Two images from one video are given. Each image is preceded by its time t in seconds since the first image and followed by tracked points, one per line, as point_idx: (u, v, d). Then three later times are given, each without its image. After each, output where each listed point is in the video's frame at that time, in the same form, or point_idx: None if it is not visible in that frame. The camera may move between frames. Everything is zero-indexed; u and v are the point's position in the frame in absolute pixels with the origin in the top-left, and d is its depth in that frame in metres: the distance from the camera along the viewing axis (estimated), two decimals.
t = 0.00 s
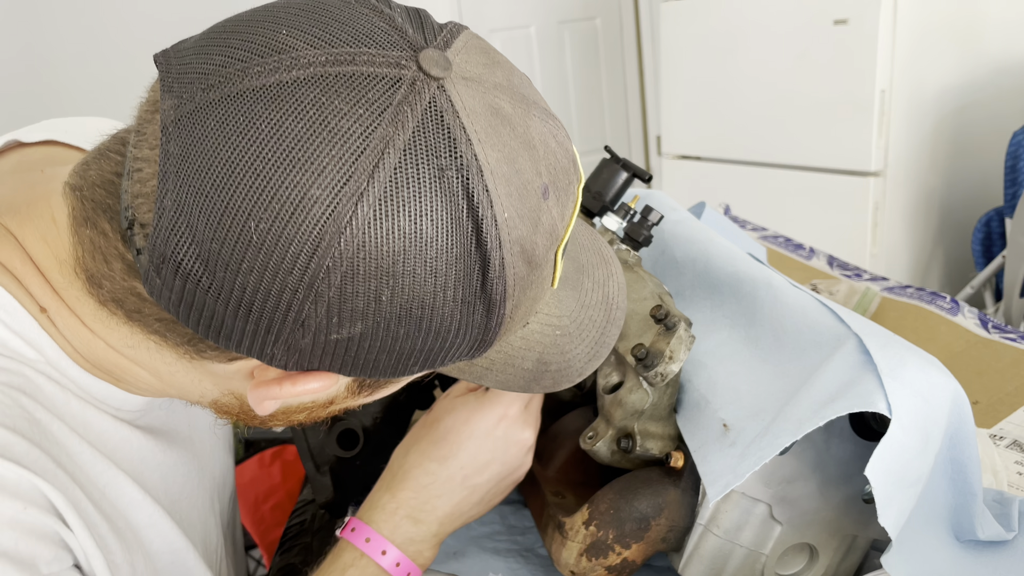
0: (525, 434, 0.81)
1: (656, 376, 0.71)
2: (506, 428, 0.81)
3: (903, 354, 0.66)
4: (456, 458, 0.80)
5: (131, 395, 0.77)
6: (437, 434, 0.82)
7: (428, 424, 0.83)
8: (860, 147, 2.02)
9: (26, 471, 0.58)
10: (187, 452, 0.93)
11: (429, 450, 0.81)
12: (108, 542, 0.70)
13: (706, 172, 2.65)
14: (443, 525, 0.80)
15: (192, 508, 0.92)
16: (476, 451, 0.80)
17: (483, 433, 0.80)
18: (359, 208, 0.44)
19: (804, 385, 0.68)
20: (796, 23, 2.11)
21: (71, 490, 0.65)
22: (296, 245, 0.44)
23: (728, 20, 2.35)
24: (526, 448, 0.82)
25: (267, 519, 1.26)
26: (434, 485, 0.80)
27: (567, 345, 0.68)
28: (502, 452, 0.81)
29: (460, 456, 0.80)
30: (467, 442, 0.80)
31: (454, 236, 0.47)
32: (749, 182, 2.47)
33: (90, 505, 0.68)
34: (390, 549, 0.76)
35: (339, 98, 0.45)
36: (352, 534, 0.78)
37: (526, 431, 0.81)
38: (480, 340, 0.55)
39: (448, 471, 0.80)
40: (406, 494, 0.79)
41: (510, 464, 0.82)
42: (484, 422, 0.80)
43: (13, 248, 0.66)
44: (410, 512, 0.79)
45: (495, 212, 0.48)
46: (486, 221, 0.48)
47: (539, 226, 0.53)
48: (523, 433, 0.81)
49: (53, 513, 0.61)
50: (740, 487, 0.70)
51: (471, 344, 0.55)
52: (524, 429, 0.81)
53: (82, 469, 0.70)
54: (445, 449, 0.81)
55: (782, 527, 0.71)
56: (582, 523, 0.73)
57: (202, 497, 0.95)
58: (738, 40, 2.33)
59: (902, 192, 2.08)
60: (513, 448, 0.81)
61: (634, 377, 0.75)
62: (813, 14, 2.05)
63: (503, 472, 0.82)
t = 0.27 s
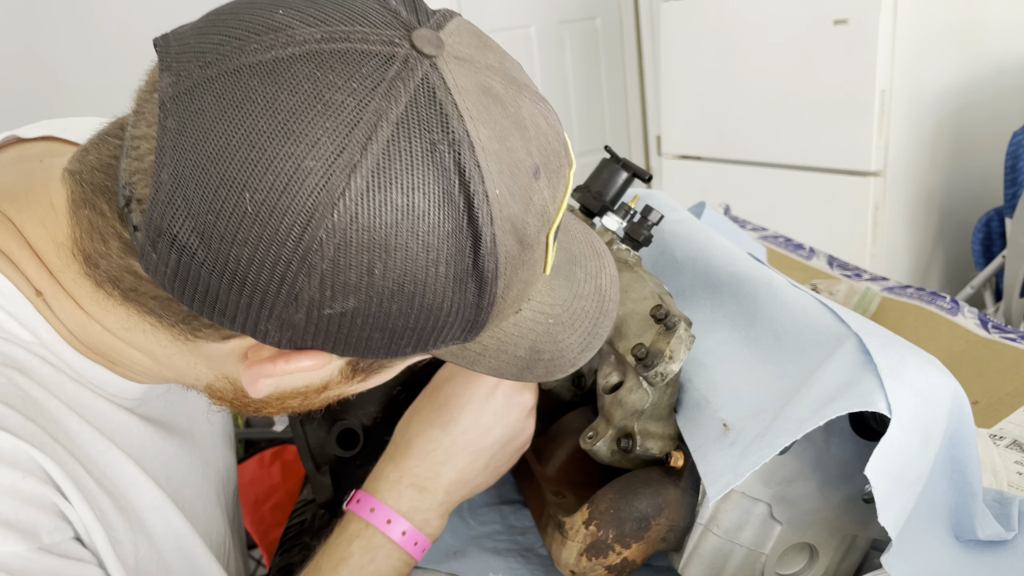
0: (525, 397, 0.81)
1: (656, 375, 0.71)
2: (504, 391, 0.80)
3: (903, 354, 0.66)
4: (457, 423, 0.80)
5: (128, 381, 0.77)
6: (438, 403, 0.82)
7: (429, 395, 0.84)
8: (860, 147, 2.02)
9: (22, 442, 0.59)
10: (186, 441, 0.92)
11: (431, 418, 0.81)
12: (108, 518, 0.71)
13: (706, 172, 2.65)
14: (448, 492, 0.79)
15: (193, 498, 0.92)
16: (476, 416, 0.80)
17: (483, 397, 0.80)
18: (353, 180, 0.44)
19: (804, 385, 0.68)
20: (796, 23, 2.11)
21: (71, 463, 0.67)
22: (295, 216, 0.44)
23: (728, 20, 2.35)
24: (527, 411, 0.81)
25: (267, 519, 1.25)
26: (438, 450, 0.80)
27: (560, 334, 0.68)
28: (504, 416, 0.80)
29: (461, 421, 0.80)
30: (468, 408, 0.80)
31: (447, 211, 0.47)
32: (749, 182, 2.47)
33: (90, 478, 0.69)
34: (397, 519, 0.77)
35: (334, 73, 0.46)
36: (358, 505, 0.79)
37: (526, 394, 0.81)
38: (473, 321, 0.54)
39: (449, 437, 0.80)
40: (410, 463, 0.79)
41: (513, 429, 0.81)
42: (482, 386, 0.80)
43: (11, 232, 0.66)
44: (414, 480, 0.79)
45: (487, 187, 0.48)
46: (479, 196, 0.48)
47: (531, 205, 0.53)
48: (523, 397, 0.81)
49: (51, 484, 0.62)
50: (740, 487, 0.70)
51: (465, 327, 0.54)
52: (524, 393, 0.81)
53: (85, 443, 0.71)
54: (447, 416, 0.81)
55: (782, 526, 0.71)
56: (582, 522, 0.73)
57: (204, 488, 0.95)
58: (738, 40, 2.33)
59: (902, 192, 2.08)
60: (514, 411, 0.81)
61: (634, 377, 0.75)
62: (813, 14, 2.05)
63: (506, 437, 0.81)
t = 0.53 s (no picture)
0: (533, 378, 0.79)
1: (654, 375, 0.71)
2: (513, 371, 0.78)
3: (902, 354, 0.66)
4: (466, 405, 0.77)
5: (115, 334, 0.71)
6: (446, 385, 0.78)
7: (435, 378, 0.80)
8: (860, 147, 2.03)
9: None
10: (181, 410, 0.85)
11: (439, 399, 0.78)
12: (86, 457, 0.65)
13: (705, 173, 2.65)
14: (458, 474, 0.76)
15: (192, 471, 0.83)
16: (486, 397, 0.77)
17: (493, 377, 0.77)
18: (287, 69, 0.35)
19: (802, 384, 0.69)
20: (796, 22, 2.11)
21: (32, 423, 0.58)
22: (176, 54, 0.33)
23: (727, 21, 2.35)
24: (533, 393, 0.79)
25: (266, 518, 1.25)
26: (449, 433, 0.76)
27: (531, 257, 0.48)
28: (513, 398, 0.78)
29: (470, 404, 0.77)
30: (478, 388, 0.77)
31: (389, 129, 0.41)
32: (747, 182, 2.47)
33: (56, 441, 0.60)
34: (405, 495, 0.73)
35: None
36: (367, 482, 0.74)
37: (533, 375, 0.79)
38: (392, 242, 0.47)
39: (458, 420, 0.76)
40: (421, 442, 0.76)
41: (520, 411, 0.79)
42: (492, 365, 0.77)
43: None
44: (425, 462, 0.75)
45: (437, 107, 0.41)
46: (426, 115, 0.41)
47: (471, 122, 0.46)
48: (530, 378, 0.79)
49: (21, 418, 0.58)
50: (738, 487, 0.70)
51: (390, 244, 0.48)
52: (531, 373, 0.79)
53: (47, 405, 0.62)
54: (457, 397, 0.77)
55: (781, 526, 0.71)
56: (582, 521, 0.73)
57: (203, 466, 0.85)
58: (737, 40, 2.34)
59: (901, 193, 2.08)
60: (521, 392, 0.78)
61: (633, 377, 0.75)
62: (813, 15, 2.05)
63: (514, 420, 0.79)
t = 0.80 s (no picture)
0: (533, 373, 0.79)
1: (655, 375, 0.71)
2: (511, 366, 0.78)
3: (902, 353, 0.66)
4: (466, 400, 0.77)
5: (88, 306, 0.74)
6: (446, 382, 0.78)
7: (436, 375, 0.81)
8: (859, 147, 2.03)
9: None
10: (173, 398, 0.86)
11: (439, 393, 0.78)
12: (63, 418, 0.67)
13: (705, 173, 2.65)
14: (456, 467, 0.76)
15: (174, 467, 0.83)
16: (485, 391, 0.77)
17: (491, 371, 0.77)
18: None
19: (803, 384, 0.69)
20: (796, 23, 2.11)
21: (16, 374, 0.62)
22: None
23: (727, 21, 2.35)
24: (533, 388, 0.79)
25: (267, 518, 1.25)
26: (448, 426, 0.76)
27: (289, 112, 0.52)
28: (513, 393, 0.78)
29: (470, 399, 0.77)
30: (477, 383, 0.77)
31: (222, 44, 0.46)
32: (747, 182, 2.47)
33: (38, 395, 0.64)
34: (402, 480, 0.73)
35: None
36: (366, 466, 0.75)
37: (532, 370, 0.79)
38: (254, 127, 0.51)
39: (460, 416, 0.76)
40: (420, 432, 0.76)
41: (521, 407, 0.79)
42: (490, 360, 0.78)
43: None
44: (421, 451, 0.75)
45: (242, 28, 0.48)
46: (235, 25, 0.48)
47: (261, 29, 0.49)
48: (530, 373, 0.79)
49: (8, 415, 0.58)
50: (738, 486, 0.70)
51: (244, 114, 0.48)
52: (531, 368, 0.79)
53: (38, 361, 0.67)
54: (457, 391, 0.78)
55: (781, 525, 0.71)
56: (582, 521, 0.73)
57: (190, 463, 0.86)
58: (737, 41, 2.34)
59: (901, 193, 2.08)
60: (521, 387, 0.78)
61: (634, 377, 0.75)
62: (812, 15, 2.05)
63: (516, 415, 0.79)
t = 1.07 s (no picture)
0: (542, 388, 0.79)
1: (654, 375, 0.71)
2: (522, 383, 0.78)
3: (900, 353, 0.66)
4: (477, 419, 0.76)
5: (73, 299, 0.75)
6: (455, 398, 0.78)
7: (443, 390, 0.80)
8: (859, 147, 2.03)
9: None
10: (164, 394, 0.86)
11: (451, 411, 0.77)
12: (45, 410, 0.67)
13: (704, 173, 2.65)
14: (469, 483, 0.76)
15: (163, 463, 0.84)
16: (497, 410, 0.77)
17: (503, 389, 0.77)
18: None
19: (802, 384, 0.69)
20: (795, 23, 2.11)
21: None
22: None
23: (727, 22, 2.35)
24: (541, 402, 0.79)
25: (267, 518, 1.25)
26: (463, 444, 0.76)
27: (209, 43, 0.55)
28: (523, 408, 0.78)
29: (482, 417, 0.76)
30: (490, 401, 0.77)
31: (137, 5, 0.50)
32: (747, 182, 2.47)
33: (23, 390, 0.64)
34: (416, 495, 0.73)
35: None
36: (381, 480, 0.75)
37: (541, 385, 0.79)
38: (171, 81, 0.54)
39: (472, 433, 0.76)
40: (434, 451, 0.76)
41: (530, 421, 0.79)
42: (502, 379, 0.77)
43: None
44: (437, 471, 0.75)
45: None
46: None
47: None
48: (538, 388, 0.79)
49: None
50: (738, 486, 0.70)
51: (148, 73, 0.51)
52: (539, 383, 0.79)
53: (24, 356, 0.67)
54: (469, 409, 0.77)
55: (780, 526, 0.71)
56: (581, 521, 0.73)
57: (176, 461, 0.85)
58: (736, 41, 2.34)
59: (900, 192, 2.08)
60: (529, 402, 0.78)
61: (633, 377, 0.75)
62: (812, 15, 2.05)
63: (525, 430, 0.79)
